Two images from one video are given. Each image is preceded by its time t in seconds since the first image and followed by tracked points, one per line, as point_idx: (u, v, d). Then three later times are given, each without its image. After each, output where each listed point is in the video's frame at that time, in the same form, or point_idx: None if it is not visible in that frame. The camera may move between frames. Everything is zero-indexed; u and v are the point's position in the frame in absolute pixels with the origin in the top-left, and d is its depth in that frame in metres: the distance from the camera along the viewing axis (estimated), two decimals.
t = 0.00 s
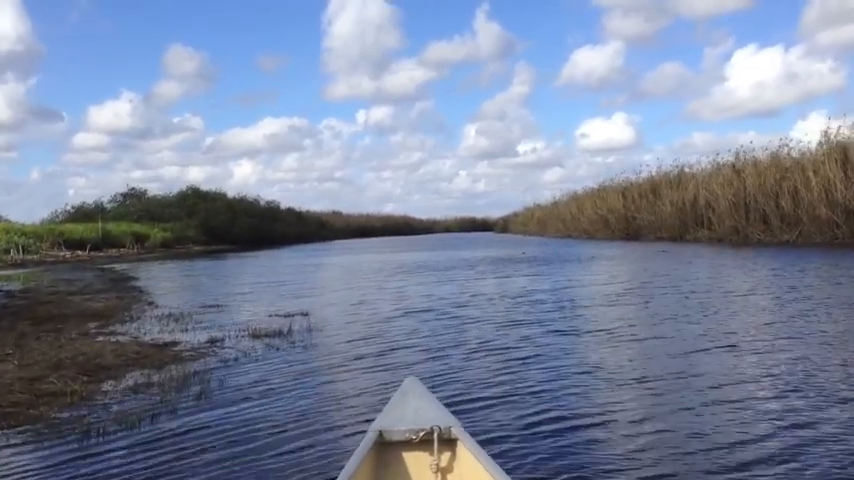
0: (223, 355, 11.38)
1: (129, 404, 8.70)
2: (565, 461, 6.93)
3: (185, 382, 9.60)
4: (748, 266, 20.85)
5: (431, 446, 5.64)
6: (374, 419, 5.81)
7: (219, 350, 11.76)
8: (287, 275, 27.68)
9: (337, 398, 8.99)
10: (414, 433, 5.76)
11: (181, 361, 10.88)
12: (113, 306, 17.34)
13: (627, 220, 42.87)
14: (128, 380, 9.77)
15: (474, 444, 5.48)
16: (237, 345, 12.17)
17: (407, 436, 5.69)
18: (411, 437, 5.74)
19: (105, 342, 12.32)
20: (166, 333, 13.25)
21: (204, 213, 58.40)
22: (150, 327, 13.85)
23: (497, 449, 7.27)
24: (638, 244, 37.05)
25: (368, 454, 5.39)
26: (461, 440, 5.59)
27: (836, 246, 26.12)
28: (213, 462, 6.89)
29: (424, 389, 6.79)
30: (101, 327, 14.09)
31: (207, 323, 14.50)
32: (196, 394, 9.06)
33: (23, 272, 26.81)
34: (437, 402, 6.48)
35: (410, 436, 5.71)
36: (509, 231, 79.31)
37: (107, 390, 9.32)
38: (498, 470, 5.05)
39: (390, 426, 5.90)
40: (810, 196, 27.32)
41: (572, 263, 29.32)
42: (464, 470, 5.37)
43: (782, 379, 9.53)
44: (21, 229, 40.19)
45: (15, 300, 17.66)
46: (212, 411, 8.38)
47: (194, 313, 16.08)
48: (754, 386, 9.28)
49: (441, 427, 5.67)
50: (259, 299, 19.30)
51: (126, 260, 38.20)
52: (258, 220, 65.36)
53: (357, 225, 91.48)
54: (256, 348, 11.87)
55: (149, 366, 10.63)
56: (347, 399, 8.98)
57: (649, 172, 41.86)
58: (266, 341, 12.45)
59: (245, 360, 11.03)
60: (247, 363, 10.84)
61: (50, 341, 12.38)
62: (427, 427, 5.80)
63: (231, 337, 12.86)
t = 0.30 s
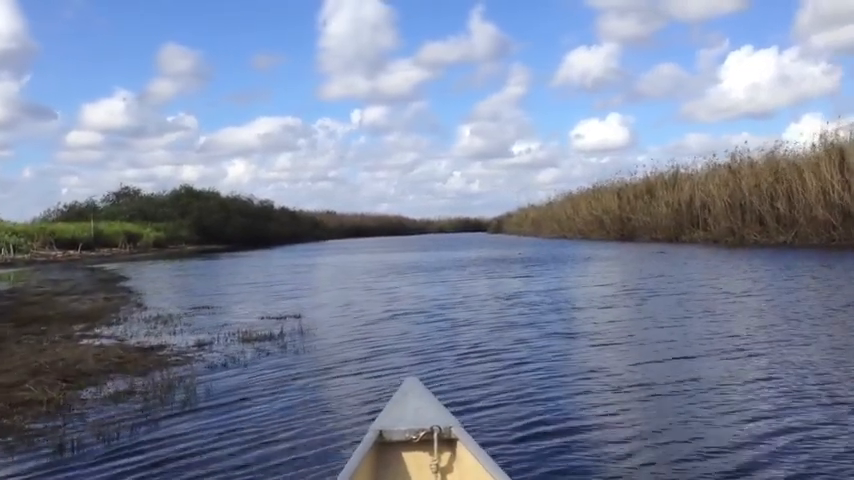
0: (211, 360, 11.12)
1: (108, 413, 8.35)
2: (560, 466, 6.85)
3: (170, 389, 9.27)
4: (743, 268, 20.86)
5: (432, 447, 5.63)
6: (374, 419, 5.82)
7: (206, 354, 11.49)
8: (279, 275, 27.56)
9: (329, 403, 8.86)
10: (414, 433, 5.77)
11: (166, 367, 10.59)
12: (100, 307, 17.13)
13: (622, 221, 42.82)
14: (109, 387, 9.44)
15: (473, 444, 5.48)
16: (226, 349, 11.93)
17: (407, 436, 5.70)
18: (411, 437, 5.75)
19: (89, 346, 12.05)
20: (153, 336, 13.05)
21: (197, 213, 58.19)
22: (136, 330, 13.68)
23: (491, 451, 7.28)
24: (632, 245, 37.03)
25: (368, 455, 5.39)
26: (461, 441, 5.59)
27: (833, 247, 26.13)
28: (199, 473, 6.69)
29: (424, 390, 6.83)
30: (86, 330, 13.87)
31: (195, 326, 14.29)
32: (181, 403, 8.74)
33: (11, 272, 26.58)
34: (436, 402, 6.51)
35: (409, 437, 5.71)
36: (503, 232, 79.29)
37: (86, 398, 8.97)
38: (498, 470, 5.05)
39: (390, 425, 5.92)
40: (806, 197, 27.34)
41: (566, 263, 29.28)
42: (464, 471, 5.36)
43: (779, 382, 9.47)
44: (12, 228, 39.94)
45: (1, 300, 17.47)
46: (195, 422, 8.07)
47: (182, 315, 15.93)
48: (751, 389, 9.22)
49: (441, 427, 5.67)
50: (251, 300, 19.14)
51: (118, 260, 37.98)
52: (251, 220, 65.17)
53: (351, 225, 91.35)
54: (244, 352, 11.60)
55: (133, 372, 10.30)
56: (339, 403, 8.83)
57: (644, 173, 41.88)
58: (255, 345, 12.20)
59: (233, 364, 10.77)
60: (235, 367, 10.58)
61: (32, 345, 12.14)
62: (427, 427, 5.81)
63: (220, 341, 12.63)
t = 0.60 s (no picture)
0: (197, 364, 10.83)
1: (85, 422, 8.00)
2: (554, 469, 6.80)
3: (152, 396, 8.92)
4: (737, 269, 20.89)
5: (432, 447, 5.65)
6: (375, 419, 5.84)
7: (192, 359, 11.21)
8: (271, 275, 27.43)
9: (321, 405, 8.76)
10: (415, 433, 5.78)
11: (149, 372, 10.27)
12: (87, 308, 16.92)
13: (617, 222, 42.78)
14: (89, 394, 9.08)
15: (474, 445, 5.49)
16: (213, 353, 11.68)
17: (408, 436, 5.71)
18: (412, 437, 5.76)
19: (71, 349, 11.76)
20: (139, 339, 12.86)
21: (189, 212, 57.97)
22: (121, 332, 13.47)
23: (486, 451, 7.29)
24: (627, 246, 37.02)
25: (369, 455, 5.40)
26: (461, 441, 5.61)
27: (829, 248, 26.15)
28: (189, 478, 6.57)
29: (425, 390, 6.86)
30: (71, 333, 13.64)
31: (183, 328, 14.09)
32: (163, 411, 8.36)
33: None
34: (437, 402, 6.54)
35: (410, 437, 5.73)
36: (497, 233, 79.25)
37: (64, 406, 8.61)
38: (499, 470, 5.06)
39: (391, 426, 5.94)
40: (802, 199, 27.38)
41: (560, 264, 29.23)
42: (465, 471, 5.37)
43: (773, 384, 9.45)
44: (3, 227, 39.65)
45: None
46: (178, 432, 7.72)
47: (169, 316, 15.75)
48: (747, 391, 9.18)
49: (441, 427, 5.69)
50: (242, 301, 18.99)
51: (109, 259, 37.74)
52: (244, 219, 64.94)
53: (344, 224, 91.19)
54: (231, 357, 11.30)
55: (114, 378, 9.95)
56: (331, 406, 8.70)
57: (638, 174, 41.91)
58: (243, 349, 11.91)
59: (220, 369, 10.49)
60: (222, 372, 10.29)
61: (12, 347, 11.83)
62: (428, 427, 5.82)
63: (208, 343, 12.44)
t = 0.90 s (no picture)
0: (180, 368, 10.53)
1: (59, 431, 7.69)
2: (546, 470, 6.84)
3: (131, 403, 8.60)
4: (730, 272, 20.94)
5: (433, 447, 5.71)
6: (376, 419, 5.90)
7: (175, 363, 10.91)
8: (261, 275, 27.26)
9: (314, 405, 8.78)
10: (415, 433, 5.85)
11: (129, 376, 9.95)
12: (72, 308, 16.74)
13: (609, 224, 42.80)
14: (64, 401, 8.74)
15: (475, 446, 5.56)
16: (198, 356, 11.39)
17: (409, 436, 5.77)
18: (413, 437, 5.83)
19: (50, 351, 11.48)
20: (122, 340, 12.67)
21: (180, 210, 57.65)
22: (104, 333, 13.29)
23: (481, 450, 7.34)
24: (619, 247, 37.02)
25: (370, 455, 5.46)
26: (462, 441, 5.67)
27: (821, 251, 26.24)
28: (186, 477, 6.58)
29: (425, 390, 6.93)
30: (55, 333, 13.44)
31: (170, 330, 13.90)
32: (141, 420, 8.04)
33: None
34: (437, 402, 6.61)
35: (411, 437, 5.80)
36: (489, 233, 79.20)
37: (37, 413, 8.28)
38: (500, 471, 5.12)
39: (392, 426, 6.00)
40: (796, 202, 27.43)
41: (552, 265, 29.18)
42: (465, 472, 5.44)
43: (764, 385, 9.53)
44: None
45: None
46: (157, 441, 7.43)
47: (154, 317, 15.57)
48: (737, 393, 9.24)
49: (442, 427, 5.76)
50: (232, 301, 18.89)
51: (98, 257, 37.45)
52: (235, 217, 64.61)
53: (336, 224, 90.91)
54: (215, 361, 10.97)
55: (92, 383, 9.63)
56: (323, 406, 8.71)
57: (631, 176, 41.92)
58: (229, 352, 11.59)
59: (203, 373, 10.19)
60: (207, 377, 9.99)
61: None
62: (429, 427, 5.89)
63: (193, 344, 12.31)
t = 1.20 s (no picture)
0: (159, 373, 10.22)
1: (26, 442, 7.35)
2: (539, 473, 6.78)
3: (105, 412, 8.24)
4: (721, 273, 20.97)
5: (433, 447, 5.66)
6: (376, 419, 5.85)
7: (154, 368, 10.58)
8: (249, 275, 27.10)
9: (305, 407, 8.69)
10: (415, 433, 5.80)
11: (105, 382, 9.62)
12: (56, 309, 16.49)
13: (600, 224, 42.81)
14: (35, 410, 8.39)
15: (476, 445, 5.52)
16: (180, 360, 11.08)
17: (409, 436, 5.72)
18: (413, 436, 5.78)
19: (26, 355, 11.20)
20: (101, 343, 12.42)
21: (169, 209, 57.33)
22: (84, 337, 13.03)
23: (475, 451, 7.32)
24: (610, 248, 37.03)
25: (370, 454, 5.41)
26: (462, 441, 5.62)
27: (813, 253, 26.30)
28: None
29: (426, 392, 6.91)
30: (36, 336, 13.19)
31: (154, 332, 13.66)
32: (114, 431, 7.69)
33: None
34: (438, 404, 6.59)
35: (412, 437, 5.76)
36: (479, 233, 79.17)
37: (4, 423, 7.95)
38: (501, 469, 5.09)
39: (392, 426, 5.95)
40: (787, 203, 27.49)
41: (542, 265, 29.13)
42: (465, 471, 5.39)
43: (756, 387, 9.53)
44: None
45: None
46: (129, 454, 7.10)
47: (136, 318, 15.32)
48: (729, 394, 9.23)
49: (443, 428, 5.72)
50: (221, 301, 18.74)
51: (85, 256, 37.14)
52: (224, 217, 64.30)
53: (326, 223, 90.67)
54: (196, 367, 10.63)
55: (66, 390, 9.28)
56: (313, 408, 8.62)
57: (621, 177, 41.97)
58: (212, 357, 11.26)
59: (183, 379, 9.86)
60: (189, 383, 9.66)
61: None
62: (429, 427, 5.85)
63: (176, 347, 12.09)
